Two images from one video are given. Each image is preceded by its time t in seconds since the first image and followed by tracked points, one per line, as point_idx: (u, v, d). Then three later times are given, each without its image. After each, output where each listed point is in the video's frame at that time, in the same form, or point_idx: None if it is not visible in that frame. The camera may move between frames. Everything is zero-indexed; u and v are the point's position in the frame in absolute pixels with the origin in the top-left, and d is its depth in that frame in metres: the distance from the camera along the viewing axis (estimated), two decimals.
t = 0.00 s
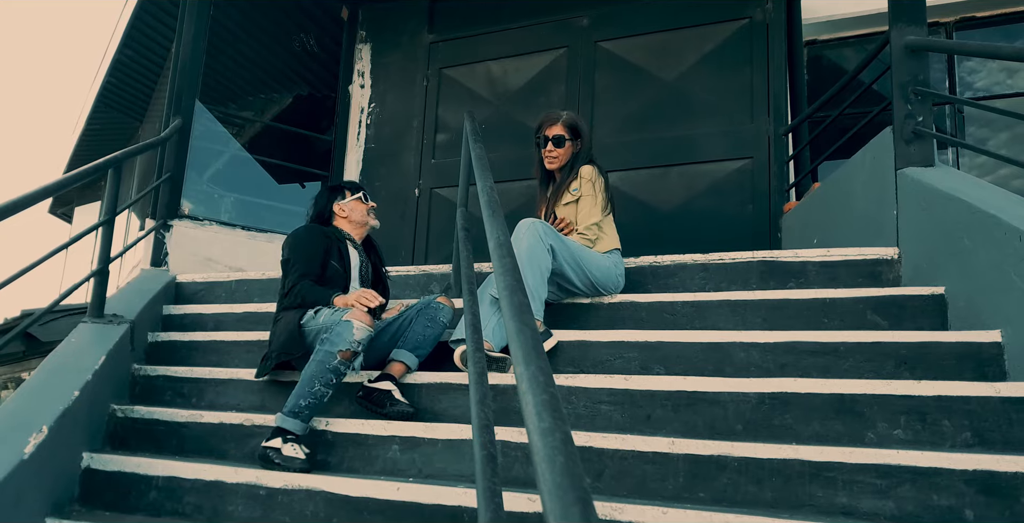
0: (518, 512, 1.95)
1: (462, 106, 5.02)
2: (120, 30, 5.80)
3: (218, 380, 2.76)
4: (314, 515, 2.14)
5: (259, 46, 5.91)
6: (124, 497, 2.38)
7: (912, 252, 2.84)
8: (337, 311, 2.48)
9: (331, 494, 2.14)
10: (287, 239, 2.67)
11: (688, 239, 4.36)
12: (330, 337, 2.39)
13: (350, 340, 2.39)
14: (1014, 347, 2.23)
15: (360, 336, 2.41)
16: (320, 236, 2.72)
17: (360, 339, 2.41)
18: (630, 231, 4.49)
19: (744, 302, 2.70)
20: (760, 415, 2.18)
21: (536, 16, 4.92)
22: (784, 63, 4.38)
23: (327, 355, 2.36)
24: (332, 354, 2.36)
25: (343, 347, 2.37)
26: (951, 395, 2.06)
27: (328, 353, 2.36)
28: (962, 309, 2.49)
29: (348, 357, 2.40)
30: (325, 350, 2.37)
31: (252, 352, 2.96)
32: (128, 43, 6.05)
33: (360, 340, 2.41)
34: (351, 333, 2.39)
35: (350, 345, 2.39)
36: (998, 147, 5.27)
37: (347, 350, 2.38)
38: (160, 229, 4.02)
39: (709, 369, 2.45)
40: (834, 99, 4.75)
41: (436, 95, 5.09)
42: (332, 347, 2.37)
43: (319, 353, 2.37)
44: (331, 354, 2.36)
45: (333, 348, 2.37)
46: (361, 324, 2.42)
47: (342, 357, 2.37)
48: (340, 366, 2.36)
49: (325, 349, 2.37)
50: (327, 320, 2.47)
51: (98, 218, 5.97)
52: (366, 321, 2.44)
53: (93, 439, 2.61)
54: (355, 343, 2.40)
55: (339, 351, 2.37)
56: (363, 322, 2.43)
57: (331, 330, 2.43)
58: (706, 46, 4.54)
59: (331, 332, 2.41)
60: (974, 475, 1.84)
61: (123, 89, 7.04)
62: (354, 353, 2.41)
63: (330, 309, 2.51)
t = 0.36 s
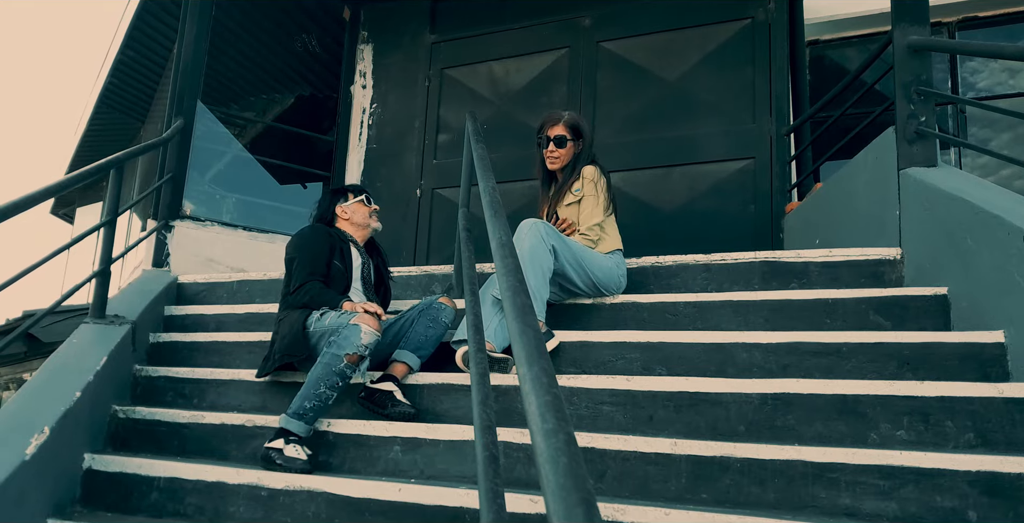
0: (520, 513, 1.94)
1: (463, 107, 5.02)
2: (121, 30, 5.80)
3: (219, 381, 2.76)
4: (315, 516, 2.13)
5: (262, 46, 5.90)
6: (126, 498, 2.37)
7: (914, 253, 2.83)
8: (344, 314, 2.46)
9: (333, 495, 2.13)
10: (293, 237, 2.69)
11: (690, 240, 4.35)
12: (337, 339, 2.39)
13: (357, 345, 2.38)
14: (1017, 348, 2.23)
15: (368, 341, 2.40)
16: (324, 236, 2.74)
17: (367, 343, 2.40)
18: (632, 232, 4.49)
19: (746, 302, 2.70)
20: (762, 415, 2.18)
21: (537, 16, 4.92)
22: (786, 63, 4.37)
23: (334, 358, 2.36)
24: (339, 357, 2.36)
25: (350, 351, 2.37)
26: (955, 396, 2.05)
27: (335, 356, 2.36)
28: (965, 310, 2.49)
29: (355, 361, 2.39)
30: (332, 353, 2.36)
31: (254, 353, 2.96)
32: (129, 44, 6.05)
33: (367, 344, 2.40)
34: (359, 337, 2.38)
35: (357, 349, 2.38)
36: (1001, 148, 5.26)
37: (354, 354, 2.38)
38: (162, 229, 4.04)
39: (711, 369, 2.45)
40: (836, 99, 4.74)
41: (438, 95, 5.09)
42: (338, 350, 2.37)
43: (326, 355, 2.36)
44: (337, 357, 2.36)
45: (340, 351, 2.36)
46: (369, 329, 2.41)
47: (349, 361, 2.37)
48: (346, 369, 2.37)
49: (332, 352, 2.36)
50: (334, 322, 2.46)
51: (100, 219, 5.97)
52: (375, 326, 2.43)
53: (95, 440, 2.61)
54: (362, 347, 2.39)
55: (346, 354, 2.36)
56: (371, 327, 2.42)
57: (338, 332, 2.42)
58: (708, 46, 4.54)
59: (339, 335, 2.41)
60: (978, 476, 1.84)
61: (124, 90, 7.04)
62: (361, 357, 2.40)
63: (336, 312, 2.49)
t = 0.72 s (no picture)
0: (516, 517, 1.94)
1: (460, 110, 5.02)
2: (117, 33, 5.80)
3: (215, 384, 2.76)
4: (311, 520, 2.13)
5: (257, 49, 5.88)
6: (120, 502, 2.37)
7: (909, 257, 2.84)
8: (339, 316, 2.47)
9: (329, 499, 2.13)
10: (290, 239, 2.70)
11: (685, 243, 4.36)
12: (332, 342, 2.39)
13: (353, 347, 2.38)
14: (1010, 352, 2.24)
15: (365, 343, 2.40)
16: (319, 238, 2.75)
17: (364, 345, 2.39)
18: (628, 235, 4.50)
19: (742, 306, 2.70)
20: (757, 419, 2.18)
21: (534, 20, 4.93)
22: (781, 67, 4.39)
23: (330, 360, 2.36)
24: (335, 359, 2.36)
25: (346, 353, 2.37)
26: (949, 399, 2.06)
27: (330, 358, 2.36)
28: (959, 314, 2.50)
29: (351, 363, 2.40)
30: (328, 356, 2.37)
31: (249, 357, 2.96)
32: (125, 46, 6.04)
33: (363, 346, 2.39)
34: (355, 339, 2.37)
35: (353, 351, 2.38)
36: (996, 151, 5.28)
37: (350, 357, 2.38)
38: (157, 232, 3.96)
39: (707, 373, 2.45)
40: (831, 103, 4.76)
41: (434, 98, 5.09)
42: (334, 353, 2.37)
43: (322, 358, 2.37)
44: (333, 359, 2.36)
45: (335, 354, 2.37)
46: (365, 331, 2.40)
47: (344, 363, 2.37)
48: (342, 371, 2.36)
49: (328, 354, 2.37)
50: (329, 325, 2.46)
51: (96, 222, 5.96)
52: (371, 328, 2.42)
53: (90, 444, 2.60)
54: (358, 349, 2.38)
55: (342, 357, 2.37)
56: (366, 328, 2.41)
57: (334, 334, 2.42)
58: (704, 49, 4.55)
59: (335, 337, 2.41)
60: (972, 480, 1.85)
61: (120, 93, 7.03)
62: (357, 359, 2.41)
63: (331, 314, 2.50)
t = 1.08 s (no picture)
0: (513, 519, 1.95)
1: (458, 112, 5.02)
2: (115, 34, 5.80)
3: (212, 386, 2.76)
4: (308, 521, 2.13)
5: (256, 51, 5.88)
6: (118, 503, 2.37)
7: (905, 259, 2.85)
8: (336, 319, 2.46)
9: (326, 501, 2.14)
10: (286, 240, 2.71)
11: (683, 245, 4.37)
12: (329, 345, 2.39)
13: (350, 349, 2.38)
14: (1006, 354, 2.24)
15: (360, 346, 2.40)
16: (315, 240, 2.76)
17: (360, 348, 2.39)
18: (625, 237, 4.50)
19: (739, 308, 2.71)
20: (754, 421, 2.19)
21: (532, 22, 4.94)
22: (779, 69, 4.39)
23: (327, 363, 2.36)
24: (332, 362, 2.36)
25: (343, 356, 2.37)
26: (944, 401, 2.07)
27: (327, 361, 2.36)
28: (955, 316, 2.50)
29: (348, 366, 2.39)
30: (325, 359, 2.37)
31: (246, 358, 2.96)
32: (124, 48, 6.04)
33: (361, 349, 2.40)
34: (351, 342, 2.38)
35: (350, 354, 2.38)
36: (993, 153, 5.29)
37: (347, 359, 2.38)
38: (156, 234, 3.96)
39: (703, 375, 2.46)
40: (829, 104, 4.77)
41: (432, 100, 5.09)
42: (331, 356, 2.37)
43: (319, 361, 2.37)
44: (330, 362, 2.36)
45: (332, 356, 2.37)
46: (361, 334, 2.41)
47: (342, 366, 2.37)
48: (339, 374, 2.36)
49: (325, 357, 2.37)
50: (326, 327, 2.45)
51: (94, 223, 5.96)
52: (367, 331, 2.43)
53: (87, 446, 2.60)
54: (354, 352, 2.39)
55: (339, 359, 2.36)
56: (364, 331, 2.42)
57: (331, 337, 2.42)
58: (702, 52, 4.56)
59: (332, 340, 2.41)
60: (968, 482, 1.85)
61: (118, 94, 7.03)
62: (354, 362, 2.40)
63: (328, 317, 2.49)
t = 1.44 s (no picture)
0: (512, 515, 1.95)
1: (457, 108, 5.02)
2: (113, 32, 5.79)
3: (211, 383, 2.76)
4: (308, 518, 2.14)
5: (258, 49, 5.91)
6: (117, 500, 2.37)
7: (903, 255, 2.85)
8: (332, 315, 2.46)
9: (325, 497, 2.14)
10: (289, 235, 2.71)
11: (683, 241, 4.37)
12: (325, 340, 2.39)
13: (347, 343, 2.38)
14: (1005, 349, 2.25)
15: (357, 340, 2.41)
16: (318, 235, 2.75)
17: (357, 343, 2.40)
18: (624, 233, 4.50)
19: (738, 304, 2.71)
20: (753, 416, 2.19)
21: (531, 18, 4.93)
22: (778, 65, 4.39)
23: (324, 358, 2.36)
24: (329, 357, 2.37)
25: (340, 350, 2.37)
26: (944, 397, 2.07)
27: (324, 356, 2.36)
28: (953, 311, 2.51)
29: (345, 361, 2.40)
30: (322, 353, 2.37)
31: (246, 355, 2.96)
32: (122, 45, 6.03)
33: (357, 343, 2.40)
34: (348, 336, 2.38)
35: (347, 348, 2.38)
36: (993, 149, 5.29)
37: (344, 354, 2.38)
38: (155, 231, 3.96)
39: (702, 371, 2.46)
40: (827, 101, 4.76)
41: (431, 97, 5.09)
42: (329, 350, 2.37)
43: (316, 356, 2.37)
44: (327, 357, 2.36)
45: (329, 351, 2.37)
46: (358, 328, 2.42)
47: (338, 361, 2.37)
48: (336, 369, 2.37)
49: (322, 352, 2.37)
50: (323, 323, 2.45)
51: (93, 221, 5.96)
52: (364, 325, 2.44)
53: (87, 443, 2.60)
54: (352, 346, 2.39)
55: (336, 354, 2.37)
56: (360, 326, 2.43)
57: (327, 332, 2.42)
58: (700, 48, 4.56)
59: (328, 335, 2.41)
60: (966, 477, 1.85)
61: (117, 91, 7.02)
62: (351, 356, 2.41)
63: (325, 313, 2.50)
